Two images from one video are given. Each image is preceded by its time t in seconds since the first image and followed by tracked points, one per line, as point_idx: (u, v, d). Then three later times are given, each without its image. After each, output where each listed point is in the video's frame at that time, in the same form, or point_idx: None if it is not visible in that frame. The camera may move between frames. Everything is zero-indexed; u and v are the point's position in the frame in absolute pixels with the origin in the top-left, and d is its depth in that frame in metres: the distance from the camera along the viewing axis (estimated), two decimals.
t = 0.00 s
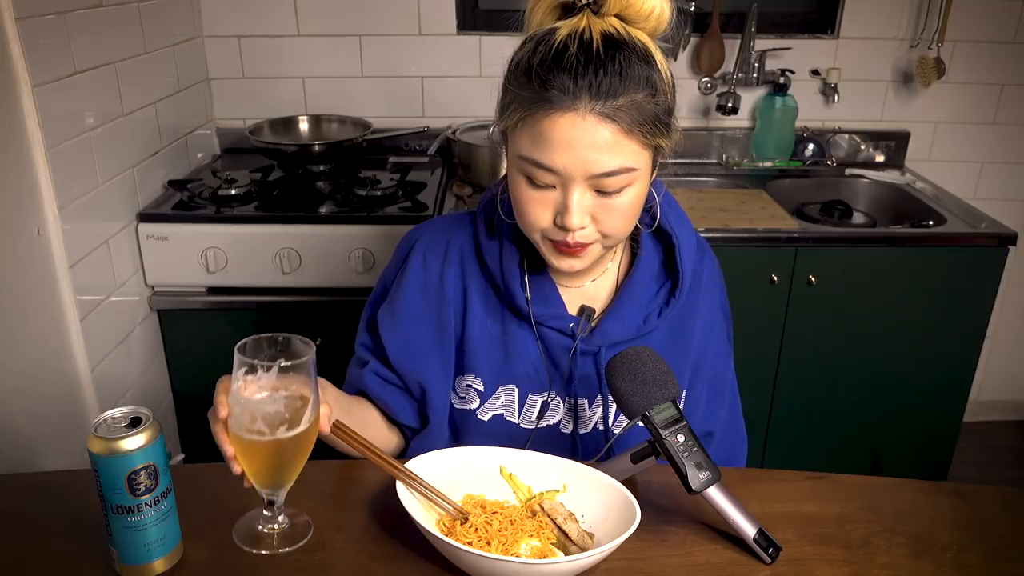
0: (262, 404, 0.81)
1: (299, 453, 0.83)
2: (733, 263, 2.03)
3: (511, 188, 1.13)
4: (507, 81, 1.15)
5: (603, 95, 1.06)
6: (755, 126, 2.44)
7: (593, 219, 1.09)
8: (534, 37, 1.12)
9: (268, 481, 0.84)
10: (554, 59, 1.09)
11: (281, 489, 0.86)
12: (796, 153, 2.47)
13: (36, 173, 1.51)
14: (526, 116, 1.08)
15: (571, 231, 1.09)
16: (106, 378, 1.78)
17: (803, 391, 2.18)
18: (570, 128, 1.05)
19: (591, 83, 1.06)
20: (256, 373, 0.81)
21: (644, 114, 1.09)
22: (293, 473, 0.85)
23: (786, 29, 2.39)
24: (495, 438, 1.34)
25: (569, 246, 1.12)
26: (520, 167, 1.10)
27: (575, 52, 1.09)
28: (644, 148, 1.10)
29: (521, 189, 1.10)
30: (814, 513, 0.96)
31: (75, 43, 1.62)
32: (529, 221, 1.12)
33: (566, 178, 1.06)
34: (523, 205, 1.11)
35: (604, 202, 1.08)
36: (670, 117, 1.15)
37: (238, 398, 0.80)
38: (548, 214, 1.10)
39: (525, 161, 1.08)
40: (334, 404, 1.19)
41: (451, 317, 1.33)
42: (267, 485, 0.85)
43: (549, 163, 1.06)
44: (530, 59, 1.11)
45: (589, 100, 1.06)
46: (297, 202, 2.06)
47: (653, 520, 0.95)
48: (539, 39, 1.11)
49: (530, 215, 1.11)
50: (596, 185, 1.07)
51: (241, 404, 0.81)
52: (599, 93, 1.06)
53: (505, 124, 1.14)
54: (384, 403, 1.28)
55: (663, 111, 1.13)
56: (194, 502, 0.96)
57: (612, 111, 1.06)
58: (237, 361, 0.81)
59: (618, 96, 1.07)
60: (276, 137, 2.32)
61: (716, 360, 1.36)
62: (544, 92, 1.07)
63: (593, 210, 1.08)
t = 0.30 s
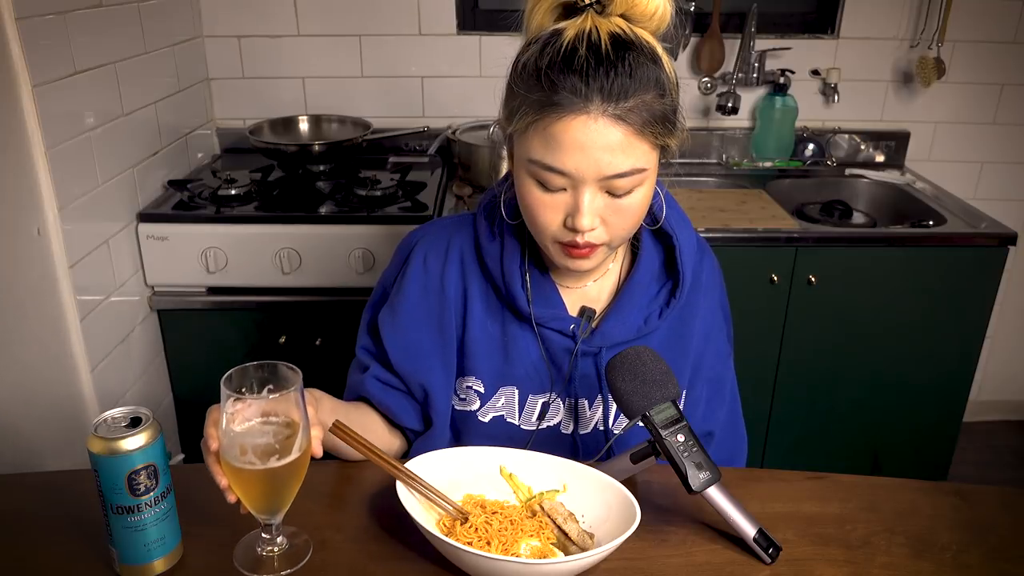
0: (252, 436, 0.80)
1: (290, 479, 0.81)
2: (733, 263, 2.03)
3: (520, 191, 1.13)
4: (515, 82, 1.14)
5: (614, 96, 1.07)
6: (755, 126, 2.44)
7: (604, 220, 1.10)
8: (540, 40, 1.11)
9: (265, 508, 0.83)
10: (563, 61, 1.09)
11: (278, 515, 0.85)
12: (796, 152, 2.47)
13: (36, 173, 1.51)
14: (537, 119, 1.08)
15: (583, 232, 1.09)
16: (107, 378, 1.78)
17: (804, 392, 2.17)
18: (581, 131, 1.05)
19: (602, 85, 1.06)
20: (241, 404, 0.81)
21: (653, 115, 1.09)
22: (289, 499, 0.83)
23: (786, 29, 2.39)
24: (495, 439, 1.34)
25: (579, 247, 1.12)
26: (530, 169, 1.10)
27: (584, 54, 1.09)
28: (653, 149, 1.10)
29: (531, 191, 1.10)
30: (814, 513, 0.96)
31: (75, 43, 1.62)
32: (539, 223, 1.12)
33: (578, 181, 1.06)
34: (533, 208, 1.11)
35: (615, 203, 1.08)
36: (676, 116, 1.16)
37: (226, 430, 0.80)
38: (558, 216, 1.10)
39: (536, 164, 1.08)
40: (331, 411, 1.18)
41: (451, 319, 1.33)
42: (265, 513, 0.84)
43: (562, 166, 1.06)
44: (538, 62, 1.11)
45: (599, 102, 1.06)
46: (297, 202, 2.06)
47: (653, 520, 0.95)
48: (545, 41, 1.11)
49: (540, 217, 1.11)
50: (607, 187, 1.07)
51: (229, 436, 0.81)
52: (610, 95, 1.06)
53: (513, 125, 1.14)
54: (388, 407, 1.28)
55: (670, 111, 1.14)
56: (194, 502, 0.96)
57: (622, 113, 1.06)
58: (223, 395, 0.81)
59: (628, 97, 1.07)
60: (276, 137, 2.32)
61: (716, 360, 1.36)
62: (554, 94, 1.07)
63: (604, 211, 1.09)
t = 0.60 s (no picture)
0: (250, 451, 0.80)
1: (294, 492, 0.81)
2: (733, 263, 2.03)
3: (525, 193, 1.13)
4: (519, 83, 1.14)
5: (620, 97, 1.06)
6: (755, 126, 2.44)
7: (608, 221, 1.10)
8: (542, 40, 1.11)
9: (266, 523, 0.82)
10: (567, 62, 1.09)
11: (281, 529, 0.84)
12: (796, 153, 2.47)
13: (36, 174, 1.51)
14: (542, 121, 1.08)
15: (588, 233, 1.09)
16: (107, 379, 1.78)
17: (804, 392, 2.17)
18: (586, 133, 1.05)
19: (607, 85, 1.06)
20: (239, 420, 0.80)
21: (658, 114, 1.10)
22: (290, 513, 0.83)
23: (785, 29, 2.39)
24: (495, 439, 1.34)
25: (584, 248, 1.12)
26: (534, 171, 1.10)
27: (589, 55, 1.09)
28: (657, 149, 1.10)
29: (535, 192, 1.10)
30: (814, 512, 0.96)
31: (75, 42, 1.62)
32: (543, 223, 1.12)
33: (583, 182, 1.06)
34: (538, 210, 1.11)
35: (620, 204, 1.09)
36: (679, 116, 1.16)
37: (226, 447, 0.80)
38: (563, 217, 1.10)
39: (541, 165, 1.08)
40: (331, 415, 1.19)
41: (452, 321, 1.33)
42: (267, 526, 0.83)
43: (567, 168, 1.06)
44: (542, 65, 1.11)
45: (605, 104, 1.06)
46: (297, 202, 2.05)
47: (653, 520, 0.95)
48: (549, 43, 1.11)
49: (544, 218, 1.11)
50: (612, 188, 1.07)
51: (228, 453, 0.80)
52: (615, 95, 1.06)
53: (517, 124, 1.13)
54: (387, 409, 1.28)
55: (674, 111, 1.14)
56: (194, 502, 0.96)
57: (627, 113, 1.06)
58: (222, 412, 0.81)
59: (634, 98, 1.07)
60: (276, 137, 2.32)
61: (716, 359, 1.36)
62: (559, 95, 1.07)
63: (609, 212, 1.09)
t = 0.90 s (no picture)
0: (251, 472, 0.80)
1: (295, 512, 0.81)
2: (733, 263, 2.03)
3: (519, 184, 1.16)
4: (527, 78, 1.13)
5: (622, 117, 1.07)
6: (756, 126, 2.44)
7: (596, 228, 1.13)
8: (553, 40, 1.09)
9: (270, 543, 0.82)
10: (575, 73, 1.07)
11: (284, 548, 0.84)
12: (796, 153, 2.47)
13: (36, 173, 1.51)
14: (542, 128, 1.09)
15: (575, 240, 1.13)
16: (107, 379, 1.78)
17: (804, 391, 2.17)
18: (585, 149, 1.06)
19: (610, 105, 1.06)
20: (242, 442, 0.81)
21: (656, 135, 1.10)
22: (293, 533, 0.82)
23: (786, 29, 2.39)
24: (484, 422, 1.34)
25: (570, 249, 1.16)
26: (530, 172, 1.12)
27: (597, 67, 1.07)
28: (653, 168, 1.12)
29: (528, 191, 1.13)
30: (814, 513, 0.96)
31: (75, 42, 1.62)
32: (533, 222, 1.15)
33: (575, 193, 1.09)
34: (530, 206, 1.14)
35: (609, 215, 1.12)
36: (682, 130, 1.16)
37: (228, 468, 0.80)
38: (553, 220, 1.13)
39: (536, 170, 1.10)
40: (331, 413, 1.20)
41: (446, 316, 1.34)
42: (270, 546, 0.83)
43: (562, 179, 1.08)
44: (553, 60, 1.09)
45: (606, 123, 1.07)
46: (297, 202, 2.05)
47: (653, 520, 0.95)
48: (563, 39, 1.07)
49: (534, 217, 1.15)
50: (602, 201, 1.10)
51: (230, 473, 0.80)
52: (616, 116, 1.07)
53: (518, 118, 1.14)
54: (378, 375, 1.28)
55: (675, 126, 1.14)
56: (194, 503, 0.96)
57: (626, 136, 1.07)
58: (223, 434, 0.81)
59: (634, 119, 1.08)
60: (276, 137, 2.32)
61: (719, 361, 1.35)
62: (561, 109, 1.07)
63: (597, 221, 1.12)
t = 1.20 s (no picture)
0: (251, 472, 0.80)
1: (295, 512, 0.81)
2: (733, 264, 2.03)
3: (513, 182, 1.16)
4: (519, 76, 1.13)
5: (613, 114, 1.07)
6: (755, 126, 2.44)
7: (590, 226, 1.13)
8: (544, 38, 1.09)
9: (270, 543, 0.82)
10: (566, 70, 1.08)
11: (284, 547, 0.84)
12: (796, 153, 2.47)
13: (35, 173, 1.51)
14: (535, 125, 1.09)
15: (569, 237, 1.13)
16: (107, 379, 1.78)
17: (804, 390, 2.17)
18: (577, 146, 1.06)
19: (601, 102, 1.07)
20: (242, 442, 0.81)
21: (649, 132, 1.10)
22: (293, 532, 0.82)
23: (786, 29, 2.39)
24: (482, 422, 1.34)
25: (564, 246, 1.17)
26: (523, 170, 1.12)
27: (588, 64, 1.07)
28: (646, 164, 1.12)
29: (522, 189, 1.13)
30: (814, 513, 0.96)
31: (75, 42, 1.62)
32: (527, 220, 1.15)
33: (568, 190, 1.09)
34: (523, 204, 1.15)
35: (603, 212, 1.12)
36: (675, 128, 1.16)
37: (228, 468, 0.80)
38: (547, 217, 1.13)
39: (529, 168, 1.10)
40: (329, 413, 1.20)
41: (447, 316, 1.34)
42: (271, 546, 0.83)
43: (554, 176, 1.08)
44: (545, 58, 1.09)
45: (598, 120, 1.07)
46: (297, 202, 2.05)
47: (653, 520, 0.95)
48: (555, 37, 1.07)
49: (528, 215, 1.15)
50: (595, 199, 1.10)
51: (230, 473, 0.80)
52: (608, 113, 1.07)
53: (511, 116, 1.14)
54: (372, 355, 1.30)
55: (667, 123, 1.14)
56: (194, 503, 0.96)
57: (618, 133, 1.07)
58: (223, 434, 0.81)
59: (625, 116, 1.08)
60: (276, 137, 2.32)
61: (717, 360, 1.34)
62: (553, 106, 1.07)
63: (591, 219, 1.12)
